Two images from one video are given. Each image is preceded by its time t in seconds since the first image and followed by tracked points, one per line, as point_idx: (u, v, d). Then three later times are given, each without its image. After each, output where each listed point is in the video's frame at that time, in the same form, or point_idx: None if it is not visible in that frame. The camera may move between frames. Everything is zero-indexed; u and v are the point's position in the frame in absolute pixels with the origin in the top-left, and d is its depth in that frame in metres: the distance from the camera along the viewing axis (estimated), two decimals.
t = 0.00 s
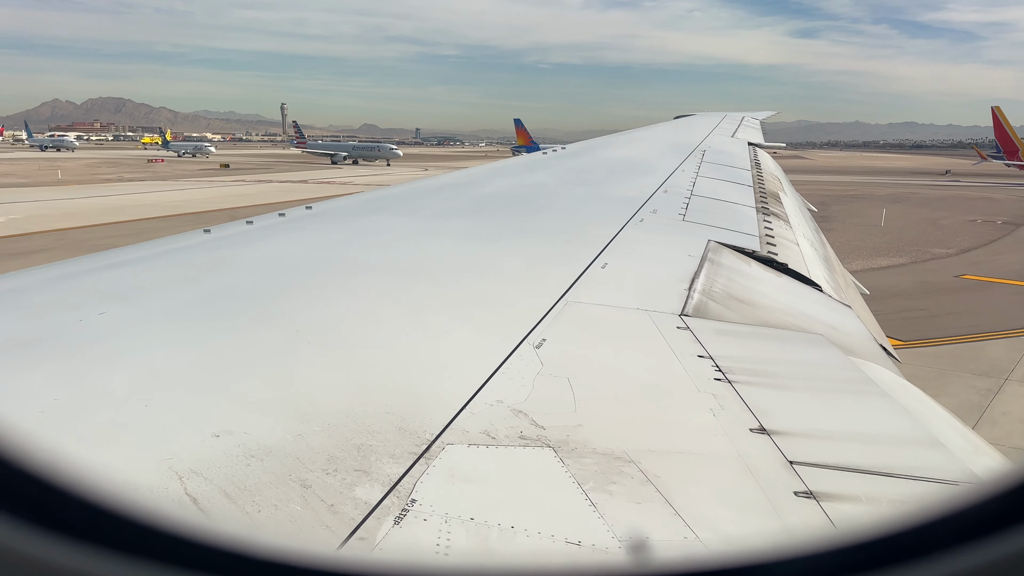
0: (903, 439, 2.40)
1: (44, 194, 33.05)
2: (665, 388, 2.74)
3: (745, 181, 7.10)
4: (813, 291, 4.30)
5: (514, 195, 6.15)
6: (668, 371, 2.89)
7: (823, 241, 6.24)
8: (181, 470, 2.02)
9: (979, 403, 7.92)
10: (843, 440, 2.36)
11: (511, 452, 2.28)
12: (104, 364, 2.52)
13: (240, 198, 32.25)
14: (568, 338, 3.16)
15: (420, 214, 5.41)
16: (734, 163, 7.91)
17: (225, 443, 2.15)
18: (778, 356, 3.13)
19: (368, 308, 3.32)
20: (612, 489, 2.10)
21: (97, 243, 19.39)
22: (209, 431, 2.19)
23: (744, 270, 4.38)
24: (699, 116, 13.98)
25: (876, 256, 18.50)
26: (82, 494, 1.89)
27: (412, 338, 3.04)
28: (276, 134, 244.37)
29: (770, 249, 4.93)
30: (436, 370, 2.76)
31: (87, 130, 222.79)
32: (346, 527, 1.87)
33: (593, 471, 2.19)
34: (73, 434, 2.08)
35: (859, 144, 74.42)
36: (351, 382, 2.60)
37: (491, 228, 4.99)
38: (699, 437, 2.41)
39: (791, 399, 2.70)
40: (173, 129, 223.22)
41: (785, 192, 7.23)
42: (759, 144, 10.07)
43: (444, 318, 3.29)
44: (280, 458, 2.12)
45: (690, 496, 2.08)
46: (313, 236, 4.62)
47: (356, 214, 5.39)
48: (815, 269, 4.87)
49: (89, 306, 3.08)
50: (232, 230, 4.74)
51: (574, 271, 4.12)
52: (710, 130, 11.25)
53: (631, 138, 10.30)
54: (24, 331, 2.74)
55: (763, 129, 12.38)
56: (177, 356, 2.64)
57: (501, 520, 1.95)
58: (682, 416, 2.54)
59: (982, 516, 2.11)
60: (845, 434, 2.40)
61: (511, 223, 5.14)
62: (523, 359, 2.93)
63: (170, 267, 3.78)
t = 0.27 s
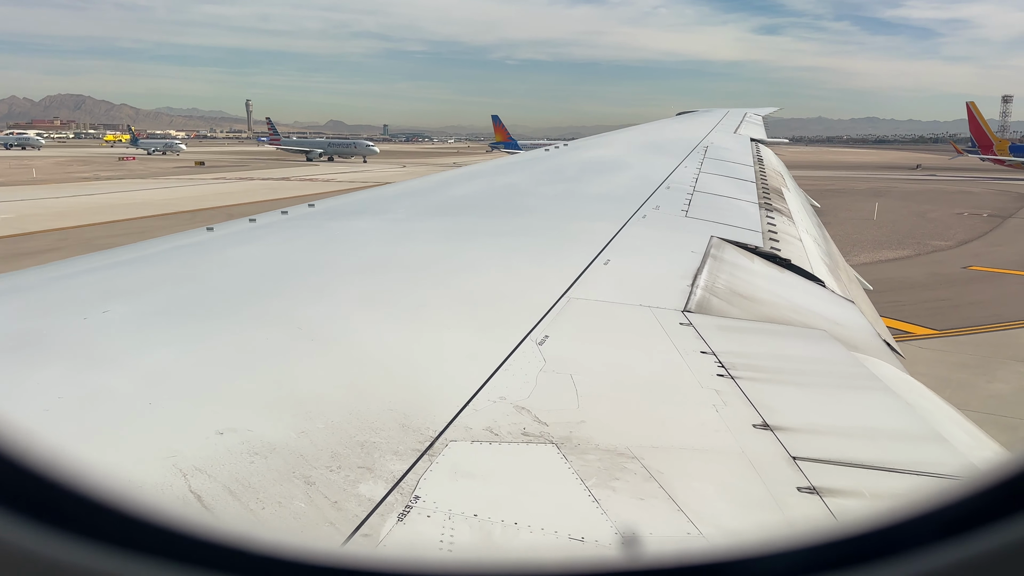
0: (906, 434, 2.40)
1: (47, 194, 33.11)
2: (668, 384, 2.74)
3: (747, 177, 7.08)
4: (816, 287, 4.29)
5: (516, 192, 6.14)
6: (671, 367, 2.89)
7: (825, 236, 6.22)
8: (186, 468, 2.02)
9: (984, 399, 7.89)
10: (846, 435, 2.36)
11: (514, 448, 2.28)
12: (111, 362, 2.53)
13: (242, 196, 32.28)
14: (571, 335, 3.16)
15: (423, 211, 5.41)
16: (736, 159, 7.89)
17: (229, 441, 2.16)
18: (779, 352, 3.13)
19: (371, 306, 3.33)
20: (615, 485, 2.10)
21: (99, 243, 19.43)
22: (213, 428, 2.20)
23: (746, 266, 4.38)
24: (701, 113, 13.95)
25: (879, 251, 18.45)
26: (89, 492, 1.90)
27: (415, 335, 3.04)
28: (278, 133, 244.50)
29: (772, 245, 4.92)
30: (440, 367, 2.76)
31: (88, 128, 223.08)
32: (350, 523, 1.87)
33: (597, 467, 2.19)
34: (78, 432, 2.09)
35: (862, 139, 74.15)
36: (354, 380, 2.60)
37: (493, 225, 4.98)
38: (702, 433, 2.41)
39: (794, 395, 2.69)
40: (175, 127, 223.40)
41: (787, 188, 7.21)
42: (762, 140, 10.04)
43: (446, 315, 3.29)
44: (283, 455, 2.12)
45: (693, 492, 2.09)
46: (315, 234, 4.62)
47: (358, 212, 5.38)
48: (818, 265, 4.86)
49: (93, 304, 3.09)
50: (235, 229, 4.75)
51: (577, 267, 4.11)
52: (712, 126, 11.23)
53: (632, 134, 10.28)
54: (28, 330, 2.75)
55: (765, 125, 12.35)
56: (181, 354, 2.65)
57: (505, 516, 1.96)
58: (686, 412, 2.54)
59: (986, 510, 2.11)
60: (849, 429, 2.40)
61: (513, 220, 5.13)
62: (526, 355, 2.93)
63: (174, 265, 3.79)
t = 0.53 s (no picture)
0: (911, 430, 2.39)
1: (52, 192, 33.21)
2: (673, 381, 2.74)
3: (751, 172, 7.06)
4: (821, 282, 4.27)
5: (519, 188, 6.13)
6: (675, 364, 2.88)
7: (830, 232, 6.19)
8: (190, 465, 2.03)
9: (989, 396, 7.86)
10: (850, 431, 2.36)
11: (518, 444, 2.29)
12: (115, 360, 2.54)
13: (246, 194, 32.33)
14: (574, 331, 3.16)
15: (426, 208, 5.40)
16: (740, 155, 7.87)
17: (234, 438, 2.16)
18: (784, 348, 3.12)
19: (375, 303, 3.33)
20: (619, 482, 2.10)
21: (103, 242, 19.49)
22: (217, 425, 2.20)
23: (750, 262, 4.36)
24: (705, 108, 13.91)
25: (884, 247, 18.39)
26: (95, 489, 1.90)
27: (419, 331, 3.04)
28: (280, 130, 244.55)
29: (776, 241, 4.91)
30: (444, 364, 2.77)
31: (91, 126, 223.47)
32: (355, 520, 1.88)
33: (600, 463, 2.19)
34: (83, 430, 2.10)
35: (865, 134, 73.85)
36: (358, 376, 2.60)
37: (496, 222, 4.97)
38: (706, 429, 2.41)
39: (799, 391, 2.69)
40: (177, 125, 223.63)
41: (792, 184, 7.18)
42: (766, 135, 10.00)
43: (450, 312, 3.29)
44: (288, 452, 2.13)
45: (698, 488, 2.08)
46: (319, 231, 4.62)
47: (361, 209, 5.38)
48: (822, 261, 4.84)
49: (97, 302, 3.10)
50: (238, 226, 4.76)
51: (581, 264, 4.11)
52: (716, 121, 11.19)
53: (636, 130, 10.25)
54: (34, 327, 2.76)
55: (769, 121, 12.30)
56: (185, 351, 2.65)
57: (509, 512, 1.96)
58: (690, 408, 2.54)
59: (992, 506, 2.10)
60: (853, 425, 2.40)
61: (517, 217, 5.12)
62: (530, 352, 2.93)
63: (178, 263, 3.80)
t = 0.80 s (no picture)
0: (916, 427, 2.38)
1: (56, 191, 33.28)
2: (677, 378, 2.73)
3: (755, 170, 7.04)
4: (825, 280, 4.26)
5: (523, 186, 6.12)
6: (678, 361, 2.88)
7: (834, 229, 6.18)
8: (195, 463, 2.03)
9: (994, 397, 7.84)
10: (855, 429, 2.35)
11: (522, 441, 2.29)
12: (121, 358, 2.55)
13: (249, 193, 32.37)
14: (578, 328, 3.16)
15: (430, 206, 5.40)
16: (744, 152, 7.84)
17: (239, 436, 2.17)
18: (788, 345, 3.12)
19: (379, 301, 3.33)
20: (623, 479, 2.10)
21: (107, 240, 19.56)
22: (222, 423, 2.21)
23: (754, 259, 4.35)
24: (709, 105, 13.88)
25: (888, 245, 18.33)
26: (100, 487, 1.91)
27: (423, 329, 3.04)
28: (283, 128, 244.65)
29: (780, 238, 4.89)
30: (448, 362, 2.76)
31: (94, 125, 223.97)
32: (359, 518, 1.88)
33: (604, 461, 2.19)
34: (90, 428, 2.11)
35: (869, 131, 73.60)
36: (362, 374, 2.61)
37: (500, 219, 4.97)
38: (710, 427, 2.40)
39: (803, 388, 2.68)
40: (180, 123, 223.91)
41: (796, 181, 7.16)
42: (770, 132, 9.97)
43: (454, 310, 3.29)
44: (292, 449, 2.13)
45: (701, 486, 2.08)
46: (322, 229, 4.62)
47: (365, 206, 5.39)
48: (826, 258, 4.82)
49: (102, 300, 3.11)
50: (242, 224, 4.76)
51: (584, 261, 4.10)
52: (720, 118, 11.16)
53: (638, 127, 10.24)
54: (40, 325, 2.77)
55: (773, 118, 12.27)
56: (190, 349, 2.66)
57: (513, 510, 1.96)
58: (694, 406, 2.54)
59: (997, 504, 2.10)
60: (858, 422, 2.39)
61: (520, 214, 5.12)
62: (534, 349, 2.93)
63: (182, 261, 3.80)
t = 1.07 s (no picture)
0: (920, 425, 2.38)
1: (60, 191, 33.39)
2: (681, 376, 2.73)
3: (758, 168, 7.03)
4: (829, 278, 4.25)
5: (526, 185, 6.12)
6: (682, 360, 2.88)
7: (838, 227, 6.15)
8: (200, 461, 2.04)
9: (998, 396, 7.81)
10: (859, 427, 2.35)
11: (526, 440, 2.29)
12: (125, 357, 2.56)
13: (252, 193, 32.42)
14: (581, 327, 3.16)
15: (433, 205, 5.40)
16: (747, 150, 7.83)
17: (243, 434, 2.17)
18: (792, 343, 3.11)
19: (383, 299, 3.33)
20: (626, 478, 2.10)
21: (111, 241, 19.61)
22: (226, 422, 2.21)
23: (758, 258, 4.35)
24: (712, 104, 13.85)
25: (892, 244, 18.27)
26: (105, 485, 1.91)
27: (427, 328, 3.05)
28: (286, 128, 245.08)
29: (784, 236, 4.88)
30: (452, 360, 2.77)
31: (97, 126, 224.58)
32: (363, 516, 1.88)
33: (608, 460, 2.19)
34: (95, 427, 2.12)
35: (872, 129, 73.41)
36: (366, 373, 2.61)
37: (503, 219, 4.97)
38: (714, 425, 2.40)
39: (807, 386, 2.68)
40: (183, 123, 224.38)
41: (799, 179, 7.14)
42: (773, 130, 9.94)
43: (457, 309, 3.29)
44: (296, 448, 2.14)
45: (705, 484, 2.08)
46: (325, 228, 4.63)
47: (369, 206, 5.39)
48: (830, 256, 4.81)
49: (107, 300, 3.12)
50: (246, 223, 4.77)
51: (588, 260, 4.10)
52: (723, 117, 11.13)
53: (641, 126, 10.22)
54: (46, 324, 2.78)
55: (777, 116, 12.23)
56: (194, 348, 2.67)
57: (517, 508, 1.96)
58: (698, 404, 2.53)
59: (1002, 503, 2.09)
60: (862, 421, 2.39)
61: (524, 213, 5.11)
62: (537, 348, 2.93)
63: (186, 260, 3.81)
